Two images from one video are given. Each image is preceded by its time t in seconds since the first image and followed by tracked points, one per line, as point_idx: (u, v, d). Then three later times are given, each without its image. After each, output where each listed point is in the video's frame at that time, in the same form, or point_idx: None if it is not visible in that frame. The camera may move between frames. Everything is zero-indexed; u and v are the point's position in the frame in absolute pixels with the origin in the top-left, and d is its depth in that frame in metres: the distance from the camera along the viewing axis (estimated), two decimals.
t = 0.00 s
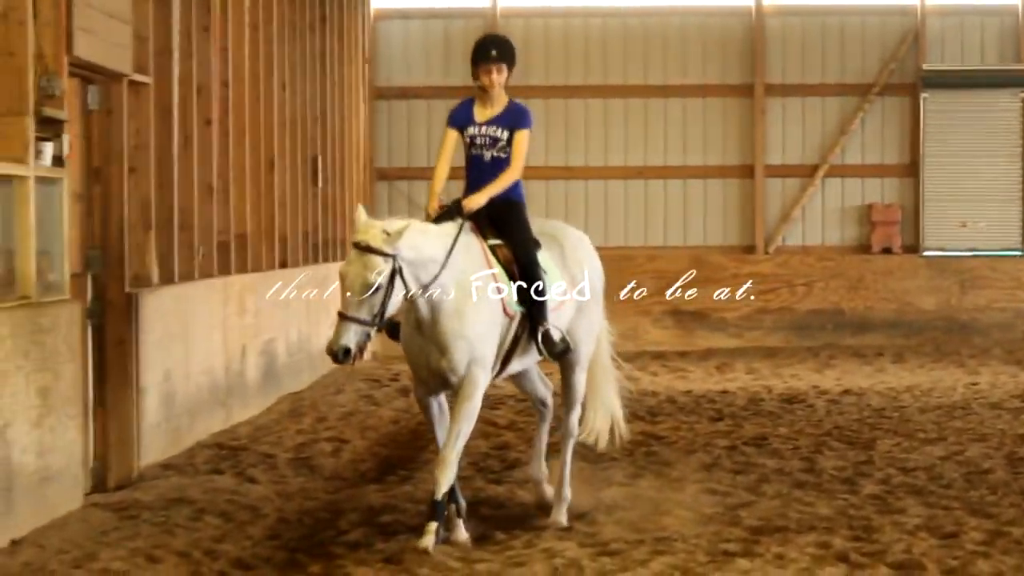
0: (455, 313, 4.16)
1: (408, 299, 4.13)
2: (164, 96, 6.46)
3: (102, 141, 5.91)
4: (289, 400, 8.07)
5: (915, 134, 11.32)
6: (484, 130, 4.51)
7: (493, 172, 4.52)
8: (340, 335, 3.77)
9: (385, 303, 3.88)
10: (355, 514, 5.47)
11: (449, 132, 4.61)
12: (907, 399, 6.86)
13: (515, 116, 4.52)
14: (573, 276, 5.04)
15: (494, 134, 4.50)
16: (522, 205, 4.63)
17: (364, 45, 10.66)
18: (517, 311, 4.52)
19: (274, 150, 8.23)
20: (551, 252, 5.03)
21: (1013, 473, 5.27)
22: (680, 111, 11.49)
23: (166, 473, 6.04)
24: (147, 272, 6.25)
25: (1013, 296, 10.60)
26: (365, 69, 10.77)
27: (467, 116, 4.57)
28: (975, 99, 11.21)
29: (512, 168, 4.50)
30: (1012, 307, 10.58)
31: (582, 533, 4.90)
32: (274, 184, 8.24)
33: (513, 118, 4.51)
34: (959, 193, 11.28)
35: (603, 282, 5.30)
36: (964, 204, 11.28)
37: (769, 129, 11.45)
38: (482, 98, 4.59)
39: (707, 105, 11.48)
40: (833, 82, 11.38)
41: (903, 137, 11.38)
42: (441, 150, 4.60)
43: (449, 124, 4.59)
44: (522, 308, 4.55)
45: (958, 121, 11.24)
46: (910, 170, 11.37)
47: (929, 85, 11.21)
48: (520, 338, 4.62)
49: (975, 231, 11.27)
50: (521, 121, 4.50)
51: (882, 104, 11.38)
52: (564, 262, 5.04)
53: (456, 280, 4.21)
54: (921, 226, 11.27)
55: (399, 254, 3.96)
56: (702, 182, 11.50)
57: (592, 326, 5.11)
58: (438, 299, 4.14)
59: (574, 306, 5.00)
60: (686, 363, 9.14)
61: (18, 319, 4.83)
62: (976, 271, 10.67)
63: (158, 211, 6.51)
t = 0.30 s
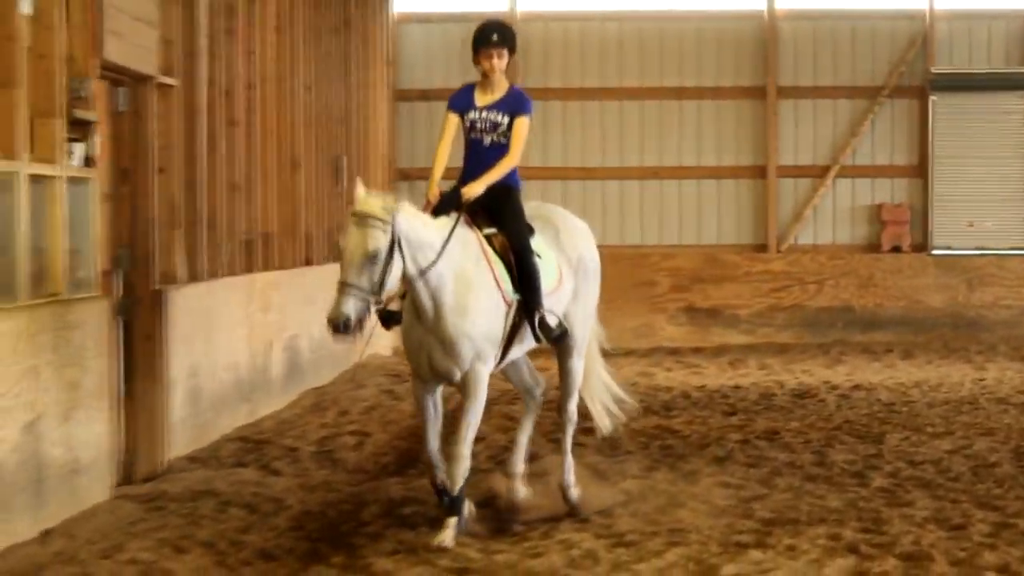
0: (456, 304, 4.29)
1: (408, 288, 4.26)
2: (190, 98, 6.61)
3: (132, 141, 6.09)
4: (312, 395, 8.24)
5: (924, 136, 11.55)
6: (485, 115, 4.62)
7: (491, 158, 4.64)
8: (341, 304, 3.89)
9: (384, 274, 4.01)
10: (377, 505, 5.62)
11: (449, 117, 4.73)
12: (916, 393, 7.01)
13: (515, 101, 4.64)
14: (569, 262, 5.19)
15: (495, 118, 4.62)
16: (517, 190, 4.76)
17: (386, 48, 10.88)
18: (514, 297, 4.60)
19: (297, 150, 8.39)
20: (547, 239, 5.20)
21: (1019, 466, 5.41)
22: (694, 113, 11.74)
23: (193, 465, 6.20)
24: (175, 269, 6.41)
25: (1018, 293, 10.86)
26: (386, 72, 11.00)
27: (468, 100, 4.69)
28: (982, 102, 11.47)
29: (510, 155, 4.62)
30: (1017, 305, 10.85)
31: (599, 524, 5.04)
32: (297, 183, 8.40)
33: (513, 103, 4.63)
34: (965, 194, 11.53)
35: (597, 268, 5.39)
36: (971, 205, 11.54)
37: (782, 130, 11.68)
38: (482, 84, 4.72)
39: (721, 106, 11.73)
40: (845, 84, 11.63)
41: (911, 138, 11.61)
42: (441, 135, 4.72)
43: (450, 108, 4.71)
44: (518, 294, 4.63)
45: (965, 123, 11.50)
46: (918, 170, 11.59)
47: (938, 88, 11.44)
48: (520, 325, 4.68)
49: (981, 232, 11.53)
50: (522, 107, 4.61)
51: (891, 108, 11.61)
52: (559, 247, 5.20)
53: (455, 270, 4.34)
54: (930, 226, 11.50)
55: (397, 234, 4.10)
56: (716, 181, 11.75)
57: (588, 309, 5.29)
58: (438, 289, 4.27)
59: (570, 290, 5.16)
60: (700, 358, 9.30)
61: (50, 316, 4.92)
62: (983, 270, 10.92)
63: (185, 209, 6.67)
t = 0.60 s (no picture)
0: (455, 288, 4.36)
1: (407, 268, 4.33)
2: (213, 101, 6.79)
3: (157, 142, 6.26)
4: (333, 389, 8.42)
5: (928, 137, 11.84)
6: (481, 106, 4.70)
7: (488, 149, 4.72)
8: (340, 269, 3.98)
9: (383, 240, 4.10)
10: (396, 496, 5.78)
11: (446, 109, 4.81)
12: (921, 388, 7.18)
13: (511, 94, 4.72)
14: (564, 253, 5.34)
15: (490, 110, 4.69)
16: (511, 183, 4.84)
17: (405, 52, 11.16)
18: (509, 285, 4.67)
19: (320, 150, 8.57)
20: (545, 229, 5.36)
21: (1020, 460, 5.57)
22: (705, 116, 12.08)
23: (218, 457, 6.38)
24: (199, 265, 6.60)
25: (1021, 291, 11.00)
26: (406, 75, 11.28)
27: (464, 91, 4.76)
28: (985, 104, 11.71)
29: (506, 145, 4.70)
30: (1020, 303, 10.97)
31: (612, 515, 5.20)
32: (319, 183, 8.59)
33: (510, 96, 4.71)
34: (968, 194, 11.77)
35: (591, 262, 5.56)
36: (973, 205, 11.77)
37: (791, 131, 12.00)
38: (479, 75, 4.78)
39: (731, 108, 12.06)
40: (852, 88, 11.94)
41: (916, 139, 11.91)
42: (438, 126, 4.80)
43: (447, 100, 4.79)
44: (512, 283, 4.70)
45: (968, 126, 11.74)
46: (922, 171, 11.89)
47: (942, 90, 11.71)
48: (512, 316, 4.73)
49: (983, 232, 11.77)
50: (519, 100, 4.70)
51: (897, 111, 11.92)
52: (555, 237, 5.36)
53: (454, 253, 4.41)
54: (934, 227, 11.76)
55: (395, 203, 4.18)
56: (725, 182, 12.09)
57: (582, 298, 5.41)
58: (437, 270, 4.33)
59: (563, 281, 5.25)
60: (710, 353, 9.49)
61: (80, 313, 5.07)
62: (987, 269, 11.07)
63: (210, 209, 6.86)
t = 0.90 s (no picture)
0: (444, 273, 4.41)
1: (398, 252, 4.40)
2: (231, 102, 6.97)
3: (175, 142, 6.43)
4: (346, 382, 8.60)
5: (928, 139, 12.27)
6: (470, 105, 4.75)
7: (477, 147, 4.78)
8: (332, 249, 4.09)
9: (376, 221, 4.20)
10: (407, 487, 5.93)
11: (434, 106, 4.87)
12: (918, 381, 7.36)
13: (499, 92, 4.77)
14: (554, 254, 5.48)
15: (479, 109, 4.74)
16: (502, 180, 4.95)
17: (417, 52, 11.48)
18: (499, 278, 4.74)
19: (334, 150, 8.79)
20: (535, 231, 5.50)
21: (1014, 452, 5.74)
22: (708, 118, 12.51)
23: (233, 449, 6.54)
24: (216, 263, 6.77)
25: (1017, 288, 11.19)
26: (418, 77, 11.60)
27: (453, 90, 4.81)
28: (982, 106, 12.16)
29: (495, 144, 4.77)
30: (1015, 299, 11.18)
31: (618, 505, 5.35)
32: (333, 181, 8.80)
33: (498, 94, 4.76)
34: (966, 193, 12.23)
35: (578, 260, 5.72)
36: (971, 203, 12.24)
37: (791, 131, 12.44)
38: (467, 74, 4.84)
39: (735, 110, 12.49)
40: (851, 89, 12.38)
41: (914, 140, 12.35)
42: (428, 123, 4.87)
43: (434, 98, 4.84)
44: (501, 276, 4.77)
45: (966, 127, 12.19)
46: (920, 171, 12.33)
47: (941, 93, 12.15)
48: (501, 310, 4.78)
49: (981, 229, 12.23)
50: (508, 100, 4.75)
51: (896, 111, 12.35)
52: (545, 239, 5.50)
53: (445, 240, 4.48)
54: (931, 224, 12.20)
55: (388, 184, 4.28)
56: (729, 181, 12.52)
57: (568, 298, 5.54)
58: (427, 255, 4.39)
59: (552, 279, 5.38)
60: (713, 348, 9.69)
61: (102, 308, 5.23)
62: (979, 265, 11.28)
63: (227, 208, 7.04)
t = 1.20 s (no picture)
0: (435, 269, 4.52)
1: (390, 249, 4.49)
2: (248, 104, 7.18)
3: (194, 143, 6.63)
4: (358, 376, 8.81)
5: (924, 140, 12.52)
6: (459, 110, 4.95)
7: (468, 150, 4.99)
8: (325, 252, 4.18)
9: (369, 223, 4.28)
10: (418, 478, 6.11)
11: (423, 112, 5.06)
12: (915, 376, 7.56)
13: (487, 97, 4.98)
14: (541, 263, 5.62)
15: (469, 115, 4.95)
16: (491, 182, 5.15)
17: (427, 56, 11.74)
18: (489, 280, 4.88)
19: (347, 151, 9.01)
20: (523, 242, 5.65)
21: (1008, 444, 5.92)
22: (711, 119, 12.79)
23: (251, 441, 6.73)
24: (234, 260, 6.97)
25: (1011, 285, 11.39)
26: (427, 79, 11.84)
27: (442, 96, 5.01)
28: (977, 108, 12.41)
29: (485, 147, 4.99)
30: (1008, 296, 11.39)
31: (624, 496, 5.53)
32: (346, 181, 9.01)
33: (486, 100, 4.97)
34: (961, 193, 12.44)
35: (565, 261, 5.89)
36: (967, 203, 12.45)
37: (792, 133, 12.72)
38: (454, 81, 5.02)
39: (737, 111, 12.77)
40: (850, 91, 12.63)
41: (911, 141, 12.60)
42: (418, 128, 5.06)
43: (423, 104, 5.03)
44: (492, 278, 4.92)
45: (962, 128, 12.43)
46: (917, 171, 12.58)
47: (936, 95, 12.41)
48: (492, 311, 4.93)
49: (977, 228, 12.43)
50: (496, 104, 4.97)
51: (893, 112, 12.61)
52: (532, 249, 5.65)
53: (436, 238, 4.59)
54: (928, 222, 12.43)
55: (382, 185, 4.37)
56: (731, 181, 12.79)
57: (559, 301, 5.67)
58: (419, 251, 4.50)
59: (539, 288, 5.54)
60: (717, 342, 9.89)
61: (123, 304, 5.43)
62: (975, 263, 11.44)
63: (244, 208, 7.25)
